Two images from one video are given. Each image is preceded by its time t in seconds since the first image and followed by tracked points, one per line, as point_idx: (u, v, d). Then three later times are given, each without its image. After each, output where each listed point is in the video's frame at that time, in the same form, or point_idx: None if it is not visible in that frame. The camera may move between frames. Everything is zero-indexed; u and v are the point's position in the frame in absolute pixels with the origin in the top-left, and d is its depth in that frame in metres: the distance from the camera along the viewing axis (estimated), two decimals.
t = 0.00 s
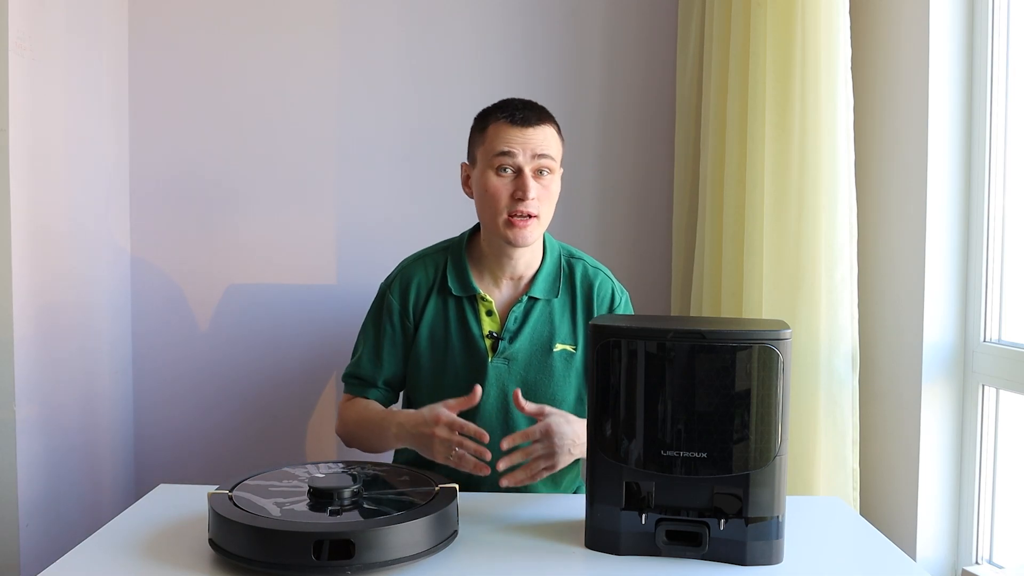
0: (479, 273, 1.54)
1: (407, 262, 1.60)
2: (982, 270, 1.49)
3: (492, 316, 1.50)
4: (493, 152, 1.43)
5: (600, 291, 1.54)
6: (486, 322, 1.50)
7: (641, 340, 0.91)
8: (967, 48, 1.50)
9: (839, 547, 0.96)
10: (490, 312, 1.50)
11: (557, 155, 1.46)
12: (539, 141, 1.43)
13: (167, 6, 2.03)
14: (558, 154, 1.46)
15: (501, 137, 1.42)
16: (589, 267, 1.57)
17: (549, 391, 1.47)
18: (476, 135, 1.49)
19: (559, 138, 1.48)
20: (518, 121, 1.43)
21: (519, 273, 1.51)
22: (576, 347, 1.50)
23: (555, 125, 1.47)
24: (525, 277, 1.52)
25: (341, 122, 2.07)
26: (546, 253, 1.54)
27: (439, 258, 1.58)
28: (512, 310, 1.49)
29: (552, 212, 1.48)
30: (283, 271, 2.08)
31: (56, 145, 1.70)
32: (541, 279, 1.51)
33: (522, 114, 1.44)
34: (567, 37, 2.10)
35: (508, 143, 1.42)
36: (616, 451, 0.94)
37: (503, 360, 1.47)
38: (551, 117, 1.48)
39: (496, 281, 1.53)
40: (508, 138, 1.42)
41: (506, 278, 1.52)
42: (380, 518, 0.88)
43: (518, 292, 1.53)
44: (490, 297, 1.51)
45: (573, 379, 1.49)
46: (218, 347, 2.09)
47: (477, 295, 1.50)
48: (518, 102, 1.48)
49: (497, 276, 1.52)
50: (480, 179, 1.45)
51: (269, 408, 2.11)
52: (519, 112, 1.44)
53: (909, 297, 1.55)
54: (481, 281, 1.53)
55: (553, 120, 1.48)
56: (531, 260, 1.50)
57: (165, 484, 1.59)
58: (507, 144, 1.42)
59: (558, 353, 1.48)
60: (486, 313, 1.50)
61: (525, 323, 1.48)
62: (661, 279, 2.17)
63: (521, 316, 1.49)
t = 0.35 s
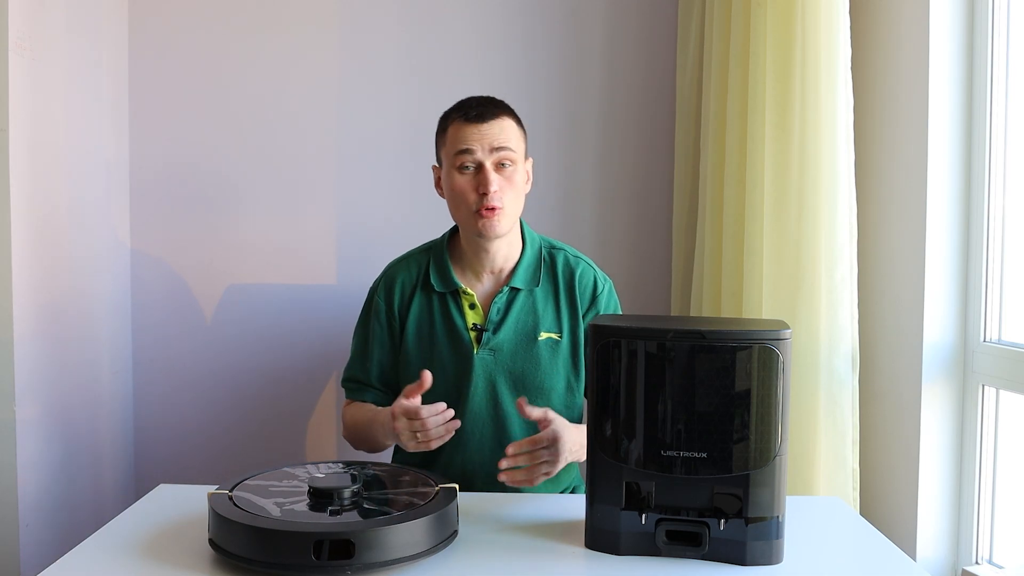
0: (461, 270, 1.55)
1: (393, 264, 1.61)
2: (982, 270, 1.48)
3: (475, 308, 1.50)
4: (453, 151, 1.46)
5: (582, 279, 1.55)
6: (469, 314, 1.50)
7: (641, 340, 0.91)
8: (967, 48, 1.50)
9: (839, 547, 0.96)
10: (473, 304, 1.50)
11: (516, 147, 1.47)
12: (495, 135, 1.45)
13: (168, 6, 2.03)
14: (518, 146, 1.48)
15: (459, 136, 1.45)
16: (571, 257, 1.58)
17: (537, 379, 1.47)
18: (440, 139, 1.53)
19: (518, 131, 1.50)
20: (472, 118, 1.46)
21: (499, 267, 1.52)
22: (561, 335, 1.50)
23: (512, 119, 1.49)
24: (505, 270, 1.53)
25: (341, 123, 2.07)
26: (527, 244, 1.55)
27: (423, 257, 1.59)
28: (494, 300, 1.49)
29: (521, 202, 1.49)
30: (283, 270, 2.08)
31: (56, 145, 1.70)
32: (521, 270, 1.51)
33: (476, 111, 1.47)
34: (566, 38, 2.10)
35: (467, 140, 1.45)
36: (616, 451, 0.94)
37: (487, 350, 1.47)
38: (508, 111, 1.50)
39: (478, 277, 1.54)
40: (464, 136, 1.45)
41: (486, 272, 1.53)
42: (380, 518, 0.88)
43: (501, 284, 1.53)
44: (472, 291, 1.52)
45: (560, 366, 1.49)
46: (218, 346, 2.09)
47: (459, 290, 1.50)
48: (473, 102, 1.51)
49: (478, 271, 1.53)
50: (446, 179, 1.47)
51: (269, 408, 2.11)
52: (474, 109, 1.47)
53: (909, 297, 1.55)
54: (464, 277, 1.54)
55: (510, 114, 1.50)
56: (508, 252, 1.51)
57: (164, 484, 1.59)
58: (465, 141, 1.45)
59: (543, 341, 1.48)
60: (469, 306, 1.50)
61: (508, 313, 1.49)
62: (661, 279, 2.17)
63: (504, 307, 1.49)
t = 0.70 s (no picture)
0: (451, 271, 1.55)
1: (385, 271, 1.61)
2: (982, 270, 1.49)
3: (469, 308, 1.49)
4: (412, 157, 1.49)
5: (576, 278, 1.55)
6: (463, 314, 1.49)
7: (641, 340, 0.91)
8: (967, 48, 1.50)
9: (839, 547, 0.96)
10: (466, 304, 1.49)
11: (467, 138, 1.47)
12: (441, 132, 1.46)
13: (168, 6, 2.03)
14: (471, 137, 1.48)
15: (413, 141, 1.49)
16: (564, 257, 1.58)
17: (533, 376, 1.48)
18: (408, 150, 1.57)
19: (471, 123, 1.50)
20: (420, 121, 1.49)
21: (486, 262, 1.52)
22: (555, 332, 1.50)
23: (463, 113, 1.50)
24: (494, 265, 1.53)
25: (341, 123, 2.07)
26: (516, 243, 1.56)
27: (414, 262, 1.58)
28: (487, 299, 1.49)
29: (488, 189, 1.48)
30: (283, 270, 2.08)
31: (56, 145, 1.70)
32: (514, 267, 1.51)
33: (425, 115, 1.49)
34: (567, 38, 2.10)
35: (419, 143, 1.47)
36: (616, 451, 0.94)
37: (483, 349, 1.46)
38: (459, 107, 1.51)
39: (466, 275, 1.53)
40: (417, 140, 1.48)
41: (475, 270, 1.53)
42: (380, 518, 0.88)
43: (490, 279, 1.53)
44: (463, 290, 1.51)
45: (554, 362, 1.49)
46: (218, 346, 2.09)
47: (451, 290, 1.49)
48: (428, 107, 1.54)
49: (466, 270, 1.53)
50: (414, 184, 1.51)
51: (269, 407, 2.11)
52: (424, 112, 1.50)
53: (909, 298, 1.55)
54: (454, 277, 1.54)
55: (462, 109, 1.51)
56: (485, 241, 1.49)
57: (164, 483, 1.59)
58: (418, 145, 1.48)
59: (537, 338, 1.48)
60: (462, 306, 1.49)
61: (502, 311, 1.48)
62: (661, 279, 2.17)
63: (498, 305, 1.49)
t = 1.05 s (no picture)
0: (448, 273, 1.55)
1: (382, 274, 1.61)
2: (982, 270, 1.49)
3: (467, 310, 1.50)
4: (411, 160, 1.48)
5: (573, 275, 1.55)
6: (460, 316, 1.50)
7: (641, 340, 0.91)
8: (967, 48, 1.50)
9: (839, 547, 0.96)
10: (463, 306, 1.50)
11: (467, 143, 1.47)
12: (442, 137, 1.45)
13: (168, 6, 2.03)
14: (472, 142, 1.47)
15: (413, 145, 1.47)
16: (561, 255, 1.58)
17: (532, 376, 1.48)
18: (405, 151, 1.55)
19: (470, 127, 1.49)
20: (421, 124, 1.47)
21: (484, 264, 1.53)
22: (553, 331, 1.50)
23: (463, 117, 1.49)
24: (492, 267, 1.54)
25: (341, 123, 2.07)
26: (513, 242, 1.56)
27: (412, 265, 1.59)
28: (484, 300, 1.49)
29: (488, 195, 1.48)
30: (283, 270, 2.08)
31: (56, 145, 1.70)
32: (510, 268, 1.52)
33: (425, 117, 1.48)
34: (567, 38, 2.10)
35: (419, 148, 1.46)
36: (616, 452, 0.94)
37: (481, 350, 1.47)
38: (459, 110, 1.50)
39: (464, 277, 1.54)
40: (417, 143, 1.47)
41: (473, 272, 1.53)
42: (379, 518, 0.88)
43: (488, 281, 1.54)
44: (460, 292, 1.52)
45: (553, 362, 1.49)
46: (218, 346, 2.09)
47: (447, 292, 1.50)
48: (427, 109, 1.52)
49: (464, 272, 1.53)
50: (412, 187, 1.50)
51: (269, 407, 2.11)
52: (424, 116, 1.48)
53: (909, 298, 1.55)
54: (452, 280, 1.55)
55: (462, 112, 1.50)
56: (485, 246, 1.50)
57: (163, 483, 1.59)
58: (418, 149, 1.46)
59: (535, 338, 1.48)
60: (459, 308, 1.50)
61: (500, 312, 1.49)
62: (661, 279, 2.17)
63: (495, 306, 1.49)
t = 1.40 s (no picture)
0: (452, 273, 1.54)
1: (384, 273, 1.60)
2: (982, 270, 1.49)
3: (471, 311, 1.50)
4: (422, 154, 1.49)
5: (579, 277, 1.56)
6: (465, 317, 1.49)
7: (641, 340, 0.91)
8: (967, 48, 1.50)
9: (839, 547, 0.96)
10: (468, 307, 1.50)
11: (478, 141, 1.46)
12: (453, 132, 1.45)
13: (168, 6, 2.03)
14: (483, 140, 1.47)
15: (425, 138, 1.48)
16: (567, 256, 1.59)
17: (536, 378, 1.48)
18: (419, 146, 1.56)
19: (483, 125, 1.49)
20: (435, 118, 1.48)
21: (487, 264, 1.51)
22: (558, 333, 1.51)
23: (477, 115, 1.49)
24: (495, 267, 1.52)
25: (341, 123, 2.07)
26: (518, 242, 1.56)
27: (415, 264, 1.58)
28: (490, 301, 1.49)
29: (494, 195, 1.47)
30: (283, 270, 2.08)
31: (56, 145, 1.70)
32: (516, 270, 1.51)
33: (440, 111, 1.49)
34: (567, 38, 2.10)
35: (430, 140, 1.47)
36: (616, 451, 0.94)
37: (486, 351, 1.46)
38: (474, 107, 1.50)
39: (468, 277, 1.53)
40: (429, 136, 1.47)
41: (477, 271, 1.52)
42: (379, 518, 0.88)
43: (493, 283, 1.53)
44: (465, 293, 1.51)
45: (557, 364, 1.50)
46: (218, 346, 2.09)
47: (452, 293, 1.49)
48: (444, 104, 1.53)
49: (467, 271, 1.52)
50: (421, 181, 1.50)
51: (269, 407, 2.11)
52: (441, 110, 1.49)
53: (909, 298, 1.55)
54: (456, 279, 1.54)
55: (476, 110, 1.50)
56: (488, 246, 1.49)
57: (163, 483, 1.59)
58: (430, 142, 1.47)
59: (541, 340, 1.48)
60: (464, 309, 1.50)
61: (505, 313, 1.48)
62: (661, 279, 2.17)
63: (500, 307, 1.49)
